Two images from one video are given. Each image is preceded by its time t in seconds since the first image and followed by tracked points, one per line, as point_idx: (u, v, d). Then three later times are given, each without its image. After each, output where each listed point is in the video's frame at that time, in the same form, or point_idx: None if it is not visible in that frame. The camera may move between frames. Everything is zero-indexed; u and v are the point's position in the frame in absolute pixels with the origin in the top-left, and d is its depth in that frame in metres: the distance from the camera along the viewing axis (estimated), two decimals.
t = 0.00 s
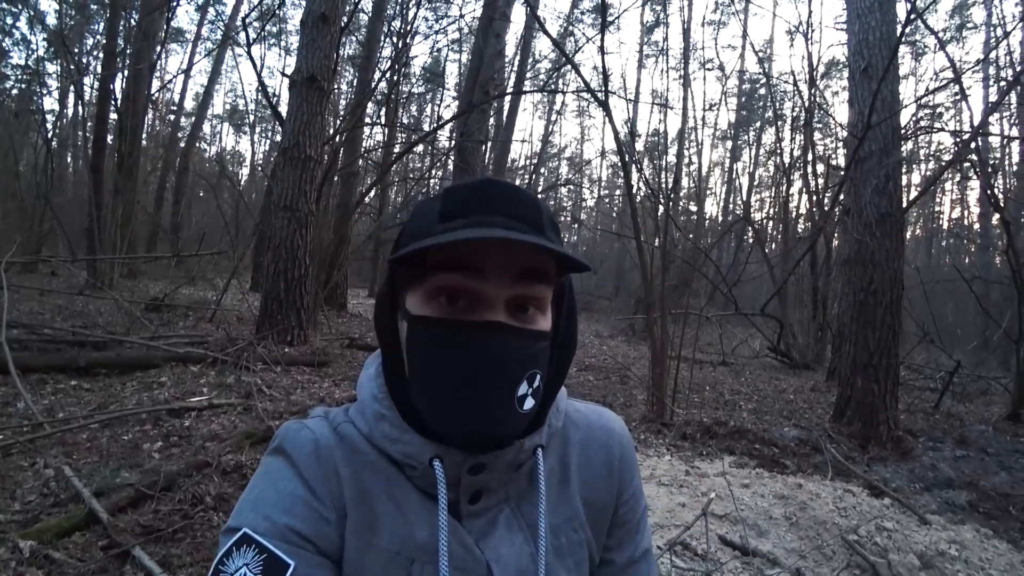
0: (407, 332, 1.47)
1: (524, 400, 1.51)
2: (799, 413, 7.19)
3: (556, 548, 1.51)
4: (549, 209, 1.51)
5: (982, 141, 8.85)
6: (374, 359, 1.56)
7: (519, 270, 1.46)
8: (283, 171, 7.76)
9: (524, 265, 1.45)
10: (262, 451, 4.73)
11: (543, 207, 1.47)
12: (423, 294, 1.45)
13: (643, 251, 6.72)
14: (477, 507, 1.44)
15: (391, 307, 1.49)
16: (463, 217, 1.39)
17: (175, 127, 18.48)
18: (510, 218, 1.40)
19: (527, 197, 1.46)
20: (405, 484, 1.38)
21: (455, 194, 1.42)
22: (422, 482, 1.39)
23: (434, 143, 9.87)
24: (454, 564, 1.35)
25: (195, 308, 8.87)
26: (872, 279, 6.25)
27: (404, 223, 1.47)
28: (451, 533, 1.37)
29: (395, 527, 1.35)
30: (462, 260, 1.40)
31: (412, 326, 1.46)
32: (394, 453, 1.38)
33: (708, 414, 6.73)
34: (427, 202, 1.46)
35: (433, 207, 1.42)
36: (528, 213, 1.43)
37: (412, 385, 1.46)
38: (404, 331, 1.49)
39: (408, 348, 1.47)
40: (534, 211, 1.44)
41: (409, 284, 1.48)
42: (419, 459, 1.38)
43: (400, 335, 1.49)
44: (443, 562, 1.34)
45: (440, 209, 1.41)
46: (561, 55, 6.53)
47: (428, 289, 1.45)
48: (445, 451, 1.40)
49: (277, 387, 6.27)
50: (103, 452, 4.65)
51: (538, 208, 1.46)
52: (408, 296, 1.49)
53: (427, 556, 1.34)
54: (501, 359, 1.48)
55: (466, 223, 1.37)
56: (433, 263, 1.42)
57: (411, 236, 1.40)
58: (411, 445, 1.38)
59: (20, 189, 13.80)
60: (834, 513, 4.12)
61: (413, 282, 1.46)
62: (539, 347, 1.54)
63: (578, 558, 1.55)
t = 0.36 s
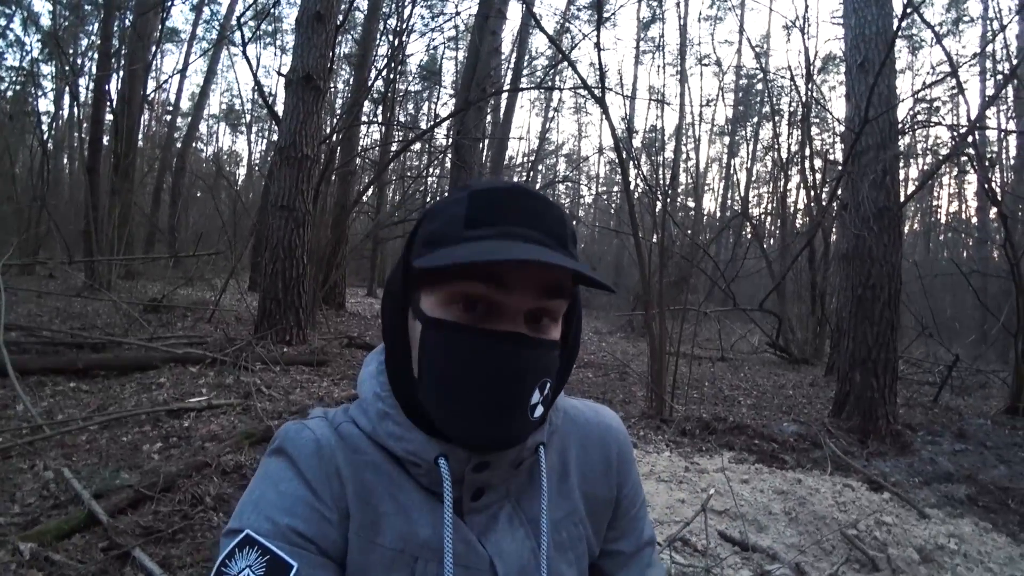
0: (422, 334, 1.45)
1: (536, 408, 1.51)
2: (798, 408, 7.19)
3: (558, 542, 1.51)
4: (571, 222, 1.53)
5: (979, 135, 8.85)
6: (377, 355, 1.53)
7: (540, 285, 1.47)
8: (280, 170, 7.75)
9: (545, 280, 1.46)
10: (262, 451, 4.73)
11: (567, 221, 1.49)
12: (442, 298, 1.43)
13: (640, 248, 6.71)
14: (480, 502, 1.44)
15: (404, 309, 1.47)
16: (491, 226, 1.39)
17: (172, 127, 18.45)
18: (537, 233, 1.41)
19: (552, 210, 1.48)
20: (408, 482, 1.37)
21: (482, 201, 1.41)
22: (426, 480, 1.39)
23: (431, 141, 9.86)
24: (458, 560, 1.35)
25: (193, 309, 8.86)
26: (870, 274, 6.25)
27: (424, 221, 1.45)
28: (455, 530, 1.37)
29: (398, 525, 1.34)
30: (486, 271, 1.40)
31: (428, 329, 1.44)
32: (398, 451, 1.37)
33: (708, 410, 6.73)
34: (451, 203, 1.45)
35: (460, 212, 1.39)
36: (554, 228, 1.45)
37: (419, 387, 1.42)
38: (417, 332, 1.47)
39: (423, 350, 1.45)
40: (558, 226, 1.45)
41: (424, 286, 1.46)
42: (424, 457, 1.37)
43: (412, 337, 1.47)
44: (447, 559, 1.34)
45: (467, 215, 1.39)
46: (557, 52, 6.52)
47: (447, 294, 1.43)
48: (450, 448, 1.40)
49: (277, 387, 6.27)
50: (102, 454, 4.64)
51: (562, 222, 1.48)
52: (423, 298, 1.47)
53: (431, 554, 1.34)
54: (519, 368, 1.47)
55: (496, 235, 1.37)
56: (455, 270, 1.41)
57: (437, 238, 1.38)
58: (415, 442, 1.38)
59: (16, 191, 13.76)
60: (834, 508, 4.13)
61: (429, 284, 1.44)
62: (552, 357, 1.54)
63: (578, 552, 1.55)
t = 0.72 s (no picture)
0: (416, 330, 1.45)
1: (531, 404, 1.51)
2: (798, 409, 7.19)
3: (552, 540, 1.51)
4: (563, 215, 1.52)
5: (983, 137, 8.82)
6: (374, 351, 1.53)
7: (531, 279, 1.46)
8: (282, 166, 7.75)
9: (536, 274, 1.45)
10: (260, 446, 4.73)
11: (558, 212, 1.48)
12: (432, 293, 1.44)
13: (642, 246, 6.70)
14: (476, 501, 1.43)
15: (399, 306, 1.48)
16: (478, 216, 1.38)
17: (175, 122, 18.45)
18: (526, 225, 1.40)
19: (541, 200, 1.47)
20: (405, 479, 1.36)
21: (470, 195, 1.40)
22: (423, 478, 1.37)
23: (434, 138, 9.85)
24: (453, 558, 1.34)
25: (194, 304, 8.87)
26: (871, 275, 6.24)
27: (415, 216, 1.46)
28: (451, 528, 1.36)
29: (393, 522, 1.33)
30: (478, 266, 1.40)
31: (419, 325, 1.45)
32: (395, 449, 1.36)
33: (707, 410, 6.73)
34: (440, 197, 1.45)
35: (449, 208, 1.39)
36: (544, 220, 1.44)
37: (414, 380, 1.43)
38: (411, 327, 1.47)
39: (413, 347, 1.45)
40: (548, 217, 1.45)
41: (418, 283, 1.46)
42: (421, 455, 1.36)
43: (407, 332, 1.47)
44: (442, 557, 1.33)
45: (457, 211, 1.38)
46: (561, 49, 6.50)
47: (438, 288, 1.44)
48: (447, 446, 1.39)
49: (276, 382, 6.27)
50: (102, 447, 4.66)
51: (553, 213, 1.48)
52: (415, 295, 1.48)
53: (426, 551, 1.33)
54: (510, 363, 1.48)
55: (482, 227, 1.36)
56: (447, 266, 1.41)
57: (425, 232, 1.39)
58: (412, 439, 1.37)
59: (19, 184, 13.78)
60: (833, 509, 4.13)
61: (423, 281, 1.45)
62: (544, 354, 1.54)
63: (573, 551, 1.55)
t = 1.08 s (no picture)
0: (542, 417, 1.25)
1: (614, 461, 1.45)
2: (798, 408, 7.22)
3: (572, 541, 1.51)
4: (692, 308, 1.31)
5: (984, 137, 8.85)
6: (407, 364, 1.39)
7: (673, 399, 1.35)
8: (283, 161, 7.76)
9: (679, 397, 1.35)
10: (262, 442, 4.76)
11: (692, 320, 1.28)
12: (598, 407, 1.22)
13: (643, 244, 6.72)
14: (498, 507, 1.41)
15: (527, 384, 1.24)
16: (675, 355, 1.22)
17: (175, 115, 18.43)
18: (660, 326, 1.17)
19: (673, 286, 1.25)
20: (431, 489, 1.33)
21: (584, 260, 1.19)
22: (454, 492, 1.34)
23: (434, 134, 9.86)
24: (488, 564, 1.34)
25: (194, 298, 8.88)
26: (872, 275, 6.26)
27: (597, 312, 1.15)
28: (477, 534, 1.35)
29: (417, 529, 1.30)
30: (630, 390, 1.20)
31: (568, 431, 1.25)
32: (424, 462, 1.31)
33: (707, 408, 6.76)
34: (620, 290, 1.16)
35: (542, 268, 1.20)
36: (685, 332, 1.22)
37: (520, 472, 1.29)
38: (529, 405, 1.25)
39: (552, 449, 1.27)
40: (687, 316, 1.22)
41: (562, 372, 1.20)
42: (468, 487, 1.32)
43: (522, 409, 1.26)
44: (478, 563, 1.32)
45: (568, 277, 1.18)
46: (562, 46, 6.51)
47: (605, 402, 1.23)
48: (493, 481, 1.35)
49: (278, 378, 6.29)
50: (103, 443, 4.67)
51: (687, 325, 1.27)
52: (568, 393, 1.22)
53: (450, 556, 1.31)
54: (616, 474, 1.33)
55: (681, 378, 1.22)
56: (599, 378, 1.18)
57: (627, 360, 1.16)
58: (449, 459, 1.31)
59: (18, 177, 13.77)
60: (833, 509, 4.16)
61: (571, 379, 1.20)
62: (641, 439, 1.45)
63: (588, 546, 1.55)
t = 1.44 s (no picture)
0: (590, 441, 1.33)
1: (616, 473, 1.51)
2: (785, 424, 7.29)
3: (578, 537, 1.54)
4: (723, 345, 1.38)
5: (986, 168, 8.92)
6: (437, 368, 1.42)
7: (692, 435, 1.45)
8: (288, 144, 7.76)
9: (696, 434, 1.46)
10: (251, 426, 4.78)
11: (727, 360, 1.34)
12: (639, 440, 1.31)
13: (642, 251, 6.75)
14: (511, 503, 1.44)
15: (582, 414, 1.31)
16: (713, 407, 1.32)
17: (180, 89, 18.34)
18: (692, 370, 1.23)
19: (709, 328, 1.30)
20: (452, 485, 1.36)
21: (622, 298, 1.23)
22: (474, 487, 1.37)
23: (440, 127, 9.86)
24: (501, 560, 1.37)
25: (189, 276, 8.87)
26: (867, 297, 6.33)
27: (662, 370, 1.23)
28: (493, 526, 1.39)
29: (436, 522, 1.32)
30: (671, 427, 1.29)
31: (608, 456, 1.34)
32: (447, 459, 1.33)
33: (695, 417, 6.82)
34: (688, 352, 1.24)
35: (577, 299, 1.25)
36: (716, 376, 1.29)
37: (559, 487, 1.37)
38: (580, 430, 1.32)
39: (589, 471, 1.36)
40: (718, 359, 1.28)
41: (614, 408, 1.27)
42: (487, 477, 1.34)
43: (572, 434, 1.33)
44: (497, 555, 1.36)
45: (603, 314, 1.23)
46: (575, 47, 6.53)
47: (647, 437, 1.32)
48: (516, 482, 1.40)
49: (269, 362, 6.30)
50: (90, 417, 4.68)
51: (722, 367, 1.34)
52: (616, 426, 1.30)
53: (467, 548, 1.34)
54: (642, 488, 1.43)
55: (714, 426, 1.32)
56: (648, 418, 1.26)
57: (681, 412, 1.25)
58: (475, 459, 1.34)
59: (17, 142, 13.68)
60: (814, 526, 4.21)
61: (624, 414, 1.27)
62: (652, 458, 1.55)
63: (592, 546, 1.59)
